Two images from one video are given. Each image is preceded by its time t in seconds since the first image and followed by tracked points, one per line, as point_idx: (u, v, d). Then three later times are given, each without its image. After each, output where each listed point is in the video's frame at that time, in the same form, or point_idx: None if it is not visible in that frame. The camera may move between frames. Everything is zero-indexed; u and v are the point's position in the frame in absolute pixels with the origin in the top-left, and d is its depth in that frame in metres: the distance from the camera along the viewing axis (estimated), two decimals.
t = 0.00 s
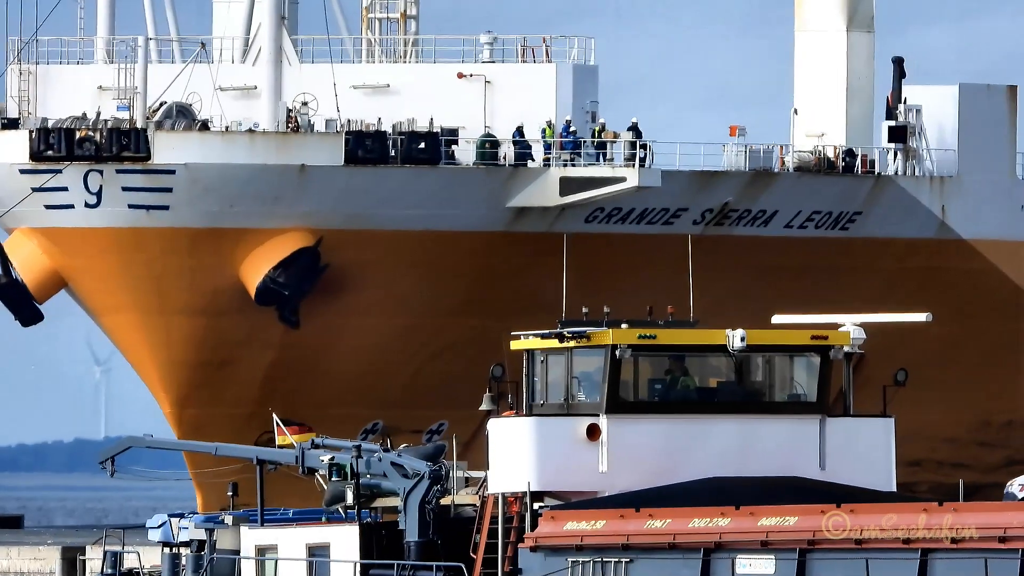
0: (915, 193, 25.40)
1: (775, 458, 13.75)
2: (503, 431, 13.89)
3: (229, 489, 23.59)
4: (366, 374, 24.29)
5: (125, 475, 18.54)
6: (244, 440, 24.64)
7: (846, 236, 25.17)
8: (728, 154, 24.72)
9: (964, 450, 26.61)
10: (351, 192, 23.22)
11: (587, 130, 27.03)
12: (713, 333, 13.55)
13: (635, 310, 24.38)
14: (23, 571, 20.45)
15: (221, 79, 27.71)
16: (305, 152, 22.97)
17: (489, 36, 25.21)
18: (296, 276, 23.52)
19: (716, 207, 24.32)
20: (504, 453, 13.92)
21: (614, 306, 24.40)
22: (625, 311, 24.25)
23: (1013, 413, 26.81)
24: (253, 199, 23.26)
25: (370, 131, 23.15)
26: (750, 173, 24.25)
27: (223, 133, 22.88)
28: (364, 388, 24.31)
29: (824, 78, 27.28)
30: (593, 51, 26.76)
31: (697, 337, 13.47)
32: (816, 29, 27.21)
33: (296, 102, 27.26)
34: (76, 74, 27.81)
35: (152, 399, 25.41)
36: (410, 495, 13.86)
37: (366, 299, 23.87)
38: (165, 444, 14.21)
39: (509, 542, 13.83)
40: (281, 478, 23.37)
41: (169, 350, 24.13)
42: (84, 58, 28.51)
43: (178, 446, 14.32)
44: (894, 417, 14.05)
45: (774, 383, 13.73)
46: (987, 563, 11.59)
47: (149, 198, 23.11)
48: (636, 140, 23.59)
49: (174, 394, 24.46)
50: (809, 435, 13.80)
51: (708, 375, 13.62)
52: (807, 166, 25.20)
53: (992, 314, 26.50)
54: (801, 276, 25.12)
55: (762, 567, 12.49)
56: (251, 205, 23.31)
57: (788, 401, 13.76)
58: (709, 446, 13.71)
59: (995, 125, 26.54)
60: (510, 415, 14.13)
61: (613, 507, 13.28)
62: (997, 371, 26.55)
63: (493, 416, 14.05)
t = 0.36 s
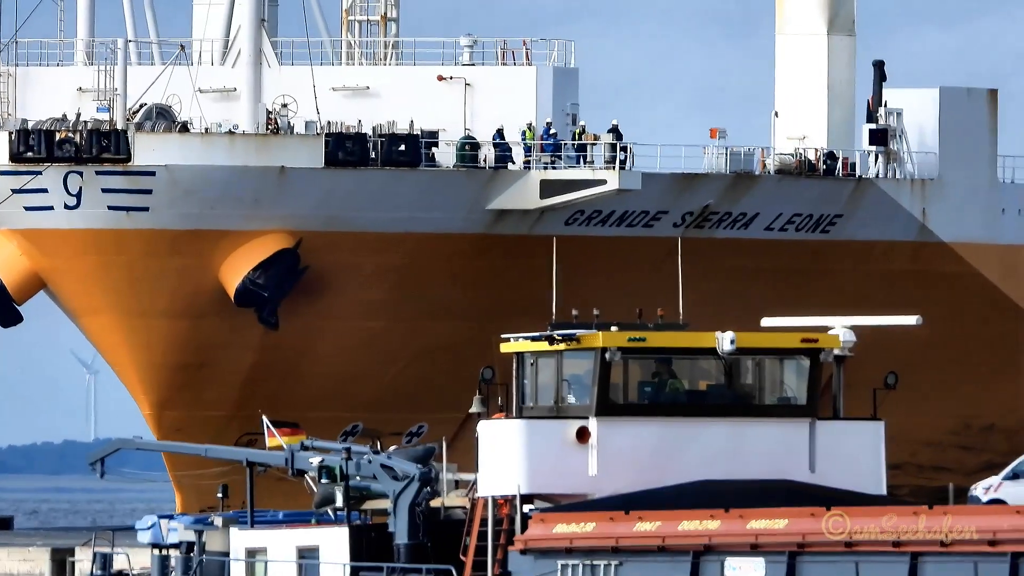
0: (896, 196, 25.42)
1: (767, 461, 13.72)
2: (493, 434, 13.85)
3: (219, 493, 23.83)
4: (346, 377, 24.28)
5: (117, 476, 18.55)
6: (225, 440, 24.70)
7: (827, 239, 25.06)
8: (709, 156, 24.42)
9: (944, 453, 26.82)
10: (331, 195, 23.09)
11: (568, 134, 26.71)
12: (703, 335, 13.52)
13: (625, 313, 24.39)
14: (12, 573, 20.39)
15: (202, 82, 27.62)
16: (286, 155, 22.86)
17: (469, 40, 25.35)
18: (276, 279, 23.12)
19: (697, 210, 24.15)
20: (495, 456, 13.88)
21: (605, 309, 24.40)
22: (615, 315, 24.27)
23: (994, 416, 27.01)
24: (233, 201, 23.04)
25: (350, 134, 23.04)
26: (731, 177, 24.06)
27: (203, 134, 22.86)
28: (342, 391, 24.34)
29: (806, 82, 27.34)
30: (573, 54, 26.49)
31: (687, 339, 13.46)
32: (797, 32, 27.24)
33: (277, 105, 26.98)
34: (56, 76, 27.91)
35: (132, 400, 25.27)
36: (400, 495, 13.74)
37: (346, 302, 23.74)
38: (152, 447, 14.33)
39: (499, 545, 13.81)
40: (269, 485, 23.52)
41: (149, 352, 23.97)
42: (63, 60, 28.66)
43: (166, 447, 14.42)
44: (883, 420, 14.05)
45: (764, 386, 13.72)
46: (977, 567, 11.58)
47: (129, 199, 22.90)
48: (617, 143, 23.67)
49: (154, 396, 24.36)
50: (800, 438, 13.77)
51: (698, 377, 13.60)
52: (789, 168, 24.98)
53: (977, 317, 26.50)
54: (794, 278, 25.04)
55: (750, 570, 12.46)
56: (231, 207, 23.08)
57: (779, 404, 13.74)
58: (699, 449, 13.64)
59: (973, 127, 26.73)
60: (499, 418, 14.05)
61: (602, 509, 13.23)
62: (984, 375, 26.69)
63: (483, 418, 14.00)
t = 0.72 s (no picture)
0: (879, 200, 25.39)
1: (762, 464, 13.68)
2: (488, 436, 13.77)
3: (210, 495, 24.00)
4: (329, 377, 24.41)
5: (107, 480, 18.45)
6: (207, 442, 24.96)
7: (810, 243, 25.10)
8: (691, 159, 24.85)
9: (927, 455, 26.72)
10: (315, 198, 23.29)
11: (550, 135, 26.94)
12: (697, 339, 13.47)
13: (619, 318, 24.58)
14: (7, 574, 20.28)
15: (185, 82, 28.16)
16: (268, 157, 23.10)
17: (453, 41, 25.48)
18: (258, 281, 23.32)
19: (681, 212, 24.27)
20: (489, 458, 13.81)
21: (599, 312, 24.56)
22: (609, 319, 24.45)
23: (978, 420, 26.87)
24: (215, 202, 23.31)
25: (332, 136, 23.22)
26: (715, 179, 24.14)
27: (185, 136, 23.12)
28: (323, 393, 24.53)
29: (790, 84, 27.38)
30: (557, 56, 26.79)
31: (680, 343, 13.40)
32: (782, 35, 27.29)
33: (260, 105, 27.67)
34: (40, 76, 28.10)
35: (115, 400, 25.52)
36: (392, 499, 13.81)
37: (327, 304, 23.91)
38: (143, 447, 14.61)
39: (492, 547, 13.75)
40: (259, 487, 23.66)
41: (131, 352, 24.21)
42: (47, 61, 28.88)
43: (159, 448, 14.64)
44: (877, 424, 14.02)
45: (758, 389, 13.68)
46: (970, 569, 11.55)
47: (111, 200, 23.18)
48: (601, 145, 23.85)
49: (138, 396, 24.62)
50: (793, 441, 13.73)
51: (692, 380, 13.57)
52: (772, 171, 25.14)
53: (963, 322, 26.39)
54: (775, 283, 25.09)
55: (744, 573, 12.41)
56: (213, 208, 23.36)
57: (772, 408, 13.70)
58: (692, 452, 13.60)
59: (957, 131, 26.35)
60: (493, 420, 14.00)
61: (595, 513, 13.16)
62: (970, 377, 26.55)
63: (477, 420, 13.97)
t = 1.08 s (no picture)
0: (859, 201, 25.41)
1: (754, 465, 13.65)
2: (479, 438, 13.73)
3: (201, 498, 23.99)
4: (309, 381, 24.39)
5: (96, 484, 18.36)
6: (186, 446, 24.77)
7: (790, 244, 25.17)
8: (671, 160, 24.87)
9: (906, 458, 26.81)
10: (294, 201, 23.34)
11: (530, 137, 26.91)
12: (687, 340, 13.46)
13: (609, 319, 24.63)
14: None
15: (164, 85, 28.50)
16: (247, 160, 23.18)
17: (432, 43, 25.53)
18: (239, 284, 23.45)
19: (659, 215, 24.42)
20: (479, 459, 13.77)
21: (590, 313, 24.66)
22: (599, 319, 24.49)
23: (959, 422, 26.91)
24: (195, 205, 23.29)
25: (312, 138, 23.28)
26: (694, 181, 24.30)
27: (165, 139, 23.08)
28: (304, 396, 24.49)
29: (771, 87, 27.30)
30: (536, 57, 26.83)
31: (671, 345, 13.39)
32: (763, 36, 27.24)
33: (239, 109, 27.82)
34: (19, 80, 28.25)
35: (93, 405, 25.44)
36: (384, 498, 13.80)
37: (309, 307, 23.92)
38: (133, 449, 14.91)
39: (482, 549, 13.72)
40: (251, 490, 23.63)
41: (110, 356, 24.15)
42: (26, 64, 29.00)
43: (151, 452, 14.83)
44: (869, 425, 13.95)
45: (748, 391, 13.68)
46: (961, 569, 11.48)
47: (91, 203, 23.14)
48: (580, 146, 23.71)
49: (114, 401, 24.54)
50: (784, 442, 13.72)
51: (682, 382, 13.56)
52: (751, 174, 25.35)
53: (950, 324, 26.43)
54: (759, 283, 25.15)
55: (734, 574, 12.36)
56: (193, 211, 23.33)
57: (762, 409, 13.70)
58: (683, 455, 13.56)
59: (938, 133, 26.44)
60: (483, 423, 13.94)
61: (586, 514, 13.10)
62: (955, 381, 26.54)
63: (467, 422, 13.90)
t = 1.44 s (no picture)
0: (831, 203, 25.47)
1: (735, 467, 13.66)
2: (461, 439, 13.64)
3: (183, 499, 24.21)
4: (281, 381, 24.77)
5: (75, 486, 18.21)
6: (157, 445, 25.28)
7: (762, 245, 25.24)
8: (643, 161, 24.97)
9: (878, 459, 26.83)
10: (266, 202, 23.67)
11: (502, 138, 27.57)
12: (669, 342, 13.38)
13: (591, 320, 24.89)
14: None
15: (134, 87, 28.87)
16: (216, 161, 23.56)
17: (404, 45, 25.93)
18: (210, 285, 23.62)
19: (632, 215, 24.57)
20: (460, 461, 13.68)
21: (572, 315, 24.94)
22: (580, 321, 24.76)
23: (931, 422, 26.97)
24: (165, 207, 23.62)
25: (283, 139, 23.68)
26: (665, 182, 24.45)
27: (135, 141, 23.30)
28: (275, 396, 24.88)
29: (743, 88, 27.32)
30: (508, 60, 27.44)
31: (653, 346, 13.29)
32: (736, 37, 27.24)
33: (210, 109, 28.38)
34: None
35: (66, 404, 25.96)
36: (365, 502, 13.77)
37: (279, 308, 24.26)
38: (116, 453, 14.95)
39: (464, 551, 13.69)
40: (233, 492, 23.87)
41: (81, 356, 24.60)
42: None
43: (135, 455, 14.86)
44: (849, 426, 13.96)
45: (730, 392, 13.62)
46: (943, 571, 11.55)
47: (61, 205, 23.54)
48: (552, 148, 23.91)
49: (86, 400, 25.04)
50: (764, 444, 13.70)
51: (664, 384, 13.47)
52: (722, 174, 25.13)
53: (929, 325, 26.50)
54: (740, 285, 25.33)
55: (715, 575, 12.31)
56: (163, 213, 23.67)
57: (744, 411, 13.64)
58: (665, 456, 13.53)
59: (910, 135, 26.21)
60: (465, 424, 13.85)
61: (569, 516, 13.03)
62: (930, 382, 26.61)
63: (448, 424, 13.85)
